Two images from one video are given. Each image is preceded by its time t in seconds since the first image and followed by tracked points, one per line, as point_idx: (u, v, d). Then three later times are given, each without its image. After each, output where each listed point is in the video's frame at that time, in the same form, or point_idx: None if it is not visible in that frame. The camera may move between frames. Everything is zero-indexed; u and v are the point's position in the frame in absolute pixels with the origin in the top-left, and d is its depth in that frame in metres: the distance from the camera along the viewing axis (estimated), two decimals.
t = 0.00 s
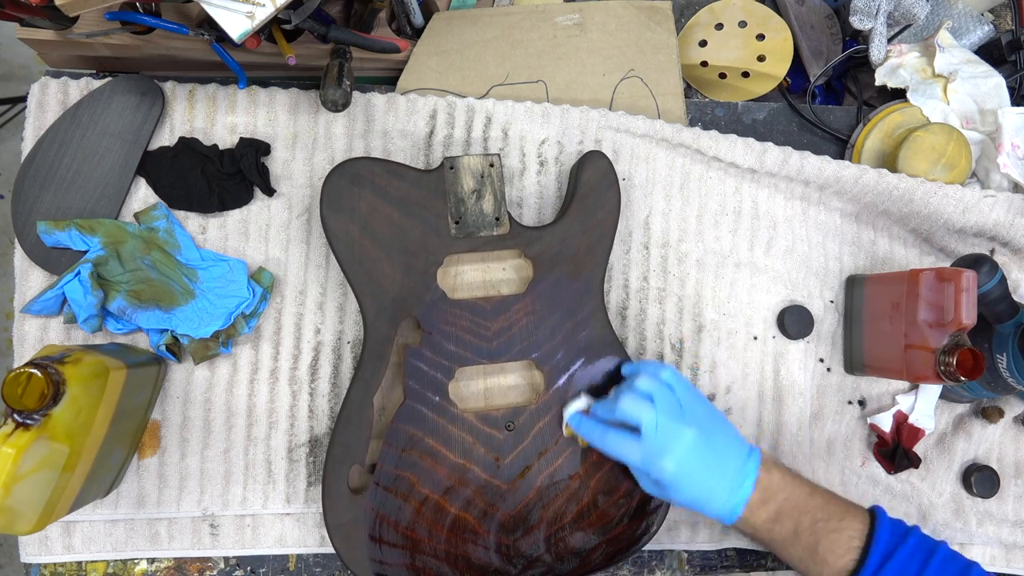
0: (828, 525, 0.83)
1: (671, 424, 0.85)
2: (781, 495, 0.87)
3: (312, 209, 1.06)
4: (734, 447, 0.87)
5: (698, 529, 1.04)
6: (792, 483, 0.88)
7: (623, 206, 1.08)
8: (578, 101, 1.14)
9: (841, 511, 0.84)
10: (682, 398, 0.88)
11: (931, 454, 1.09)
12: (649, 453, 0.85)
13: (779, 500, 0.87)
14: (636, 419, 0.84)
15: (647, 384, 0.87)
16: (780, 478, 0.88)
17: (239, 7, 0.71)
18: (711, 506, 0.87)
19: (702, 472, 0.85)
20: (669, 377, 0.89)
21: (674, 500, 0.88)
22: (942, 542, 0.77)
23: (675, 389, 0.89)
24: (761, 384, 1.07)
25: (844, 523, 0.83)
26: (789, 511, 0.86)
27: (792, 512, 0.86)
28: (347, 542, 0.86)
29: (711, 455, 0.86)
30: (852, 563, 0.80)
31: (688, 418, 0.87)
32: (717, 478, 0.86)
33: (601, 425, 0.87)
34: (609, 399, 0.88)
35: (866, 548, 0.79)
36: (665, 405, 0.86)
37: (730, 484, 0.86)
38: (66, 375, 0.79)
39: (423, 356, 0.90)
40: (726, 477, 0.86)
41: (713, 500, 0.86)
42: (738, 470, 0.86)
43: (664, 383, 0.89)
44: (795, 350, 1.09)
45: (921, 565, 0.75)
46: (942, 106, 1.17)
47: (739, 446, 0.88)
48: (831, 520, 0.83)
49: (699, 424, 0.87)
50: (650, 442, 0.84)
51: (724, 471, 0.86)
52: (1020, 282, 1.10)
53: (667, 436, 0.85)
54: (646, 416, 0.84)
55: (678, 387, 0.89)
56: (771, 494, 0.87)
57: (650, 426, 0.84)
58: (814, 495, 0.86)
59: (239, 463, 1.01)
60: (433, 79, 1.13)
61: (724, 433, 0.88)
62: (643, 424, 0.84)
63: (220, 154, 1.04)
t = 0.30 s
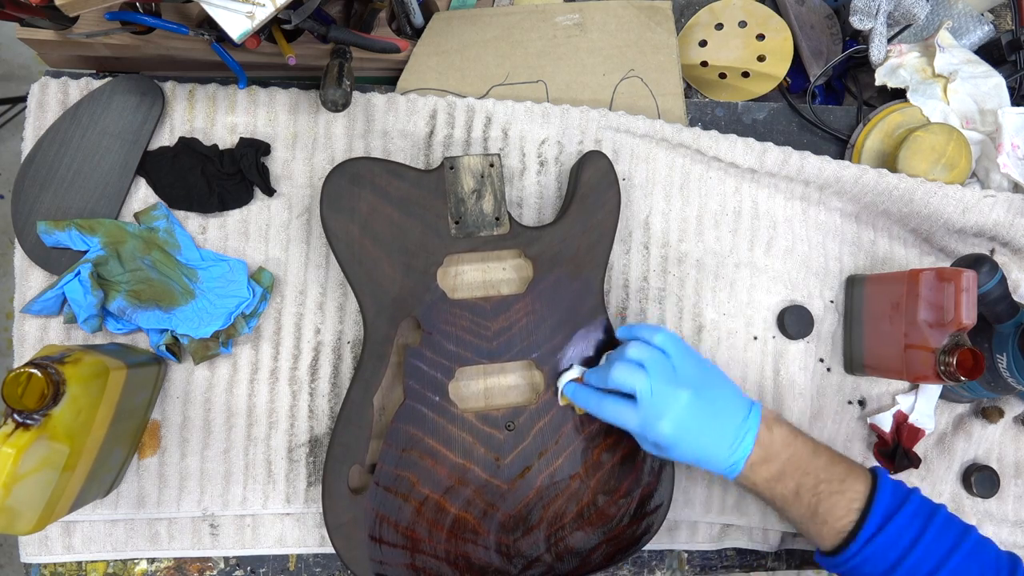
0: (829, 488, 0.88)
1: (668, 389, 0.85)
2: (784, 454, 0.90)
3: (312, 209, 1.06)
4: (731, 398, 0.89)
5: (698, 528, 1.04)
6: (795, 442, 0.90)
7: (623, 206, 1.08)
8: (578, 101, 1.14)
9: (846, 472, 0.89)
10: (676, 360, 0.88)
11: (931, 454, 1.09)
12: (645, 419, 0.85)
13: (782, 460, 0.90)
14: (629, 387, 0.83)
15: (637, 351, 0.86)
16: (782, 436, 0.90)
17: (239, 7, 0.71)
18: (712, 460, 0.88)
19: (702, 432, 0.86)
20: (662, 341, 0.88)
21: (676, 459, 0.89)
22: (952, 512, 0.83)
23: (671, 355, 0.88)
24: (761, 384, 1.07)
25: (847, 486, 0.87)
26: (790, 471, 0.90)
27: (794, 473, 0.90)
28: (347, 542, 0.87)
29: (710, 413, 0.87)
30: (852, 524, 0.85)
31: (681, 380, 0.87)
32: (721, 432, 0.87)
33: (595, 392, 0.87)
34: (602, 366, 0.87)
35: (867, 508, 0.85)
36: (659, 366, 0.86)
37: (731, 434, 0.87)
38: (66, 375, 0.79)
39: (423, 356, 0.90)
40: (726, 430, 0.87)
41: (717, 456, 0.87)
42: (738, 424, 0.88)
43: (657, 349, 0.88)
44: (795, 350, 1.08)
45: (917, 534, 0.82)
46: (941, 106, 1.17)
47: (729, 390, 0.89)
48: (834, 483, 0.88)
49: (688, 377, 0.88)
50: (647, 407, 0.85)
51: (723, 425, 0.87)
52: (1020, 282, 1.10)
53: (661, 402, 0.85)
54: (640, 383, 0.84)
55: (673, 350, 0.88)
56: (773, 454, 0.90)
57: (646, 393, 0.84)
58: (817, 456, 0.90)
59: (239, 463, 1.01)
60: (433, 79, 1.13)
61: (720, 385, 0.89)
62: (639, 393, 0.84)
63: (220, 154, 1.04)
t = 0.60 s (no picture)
0: (821, 467, 0.87)
1: (659, 358, 0.85)
2: (774, 430, 0.89)
3: (312, 209, 1.06)
4: (723, 386, 0.88)
5: (698, 529, 1.04)
6: (786, 419, 0.89)
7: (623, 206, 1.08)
8: (578, 101, 1.14)
9: (837, 451, 0.88)
10: (669, 335, 0.88)
11: (932, 454, 1.09)
12: (635, 388, 0.85)
13: (773, 436, 0.89)
14: (619, 356, 0.84)
15: (629, 324, 0.87)
16: (773, 412, 0.89)
17: (239, 7, 0.71)
18: (701, 433, 0.87)
19: (691, 399, 0.86)
20: (657, 315, 0.89)
21: (662, 431, 0.88)
22: (945, 492, 0.83)
23: (663, 328, 0.88)
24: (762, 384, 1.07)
25: (839, 464, 0.86)
26: (781, 448, 0.89)
27: (785, 450, 0.89)
28: (347, 541, 0.87)
29: (701, 383, 0.87)
30: (842, 504, 0.85)
31: (672, 353, 0.87)
32: (706, 411, 0.86)
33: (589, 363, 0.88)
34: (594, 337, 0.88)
35: (859, 487, 0.84)
36: (649, 341, 0.86)
37: (719, 413, 0.87)
38: (66, 375, 0.79)
39: (423, 356, 0.90)
40: (714, 408, 0.87)
41: (704, 430, 0.87)
42: (726, 403, 0.87)
43: (651, 322, 0.89)
44: (795, 350, 1.08)
45: (912, 509, 0.81)
46: (941, 106, 1.17)
47: (730, 378, 0.89)
48: (825, 461, 0.87)
49: (680, 353, 0.87)
50: (637, 379, 0.85)
51: (715, 396, 0.87)
52: (1020, 282, 1.10)
53: (652, 369, 0.85)
54: (630, 353, 0.84)
55: (666, 323, 0.89)
56: (764, 429, 0.89)
57: (634, 365, 0.84)
58: (810, 434, 0.89)
59: (239, 462, 1.01)
60: (433, 79, 1.13)
61: (716, 364, 0.89)
62: (627, 361, 0.84)
63: (220, 154, 1.04)
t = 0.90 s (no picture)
0: (798, 436, 0.85)
1: (656, 304, 0.86)
2: (754, 399, 0.88)
3: (312, 209, 1.06)
4: (709, 349, 0.88)
5: (698, 529, 1.04)
6: (767, 391, 0.89)
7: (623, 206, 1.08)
8: (578, 101, 1.14)
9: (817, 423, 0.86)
10: (670, 287, 0.89)
11: (932, 454, 1.08)
12: (626, 327, 0.86)
13: (752, 403, 0.88)
14: (617, 295, 0.86)
15: (634, 268, 0.88)
16: (755, 382, 0.89)
17: (239, 7, 0.71)
18: (679, 394, 0.87)
19: (680, 352, 0.86)
20: (663, 266, 0.90)
21: (641, 380, 0.88)
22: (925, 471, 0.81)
23: (666, 279, 0.90)
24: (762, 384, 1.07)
25: (817, 436, 0.85)
26: (760, 416, 0.88)
27: (764, 418, 0.88)
28: (347, 541, 0.87)
29: (690, 341, 0.87)
30: (818, 473, 0.82)
31: (672, 303, 0.88)
32: (692, 369, 0.86)
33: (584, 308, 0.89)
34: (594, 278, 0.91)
35: (836, 457, 0.82)
36: (653, 287, 0.88)
37: (699, 377, 0.86)
38: (66, 375, 0.79)
39: (423, 356, 0.90)
40: (696, 369, 0.86)
41: (684, 387, 0.86)
42: (713, 367, 0.87)
43: (656, 273, 0.90)
44: (795, 350, 1.08)
45: (890, 482, 0.79)
46: (941, 106, 1.17)
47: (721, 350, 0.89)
48: (803, 432, 0.85)
49: (678, 308, 0.88)
50: (632, 316, 0.86)
51: (702, 357, 0.87)
52: (1020, 282, 1.10)
53: (647, 313, 0.86)
54: (629, 293, 0.86)
55: (671, 276, 0.90)
56: (744, 397, 0.88)
57: (632, 303, 0.86)
58: (789, 405, 0.88)
59: (239, 463, 1.01)
60: (433, 79, 1.13)
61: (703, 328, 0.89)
62: (624, 301, 0.86)
63: (220, 154, 1.04)
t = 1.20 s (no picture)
0: (770, 426, 0.85)
1: (630, 293, 0.85)
2: (723, 391, 0.88)
3: (312, 209, 1.06)
4: (675, 339, 0.87)
5: (698, 529, 1.04)
6: (737, 382, 0.88)
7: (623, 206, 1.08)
8: (578, 101, 1.14)
9: (787, 412, 0.86)
10: (647, 275, 0.88)
11: (932, 454, 1.09)
12: (597, 315, 0.84)
13: (722, 396, 0.88)
14: (592, 280, 0.84)
15: (613, 255, 0.87)
16: (725, 375, 0.89)
17: (239, 7, 0.71)
18: (646, 388, 0.85)
19: (650, 342, 0.85)
20: (642, 255, 0.88)
21: (610, 371, 0.87)
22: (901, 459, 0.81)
23: (646, 270, 0.88)
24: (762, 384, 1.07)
25: (788, 425, 0.84)
26: (730, 408, 0.88)
27: (732, 409, 0.88)
28: (347, 541, 0.87)
29: (659, 332, 0.86)
30: (790, 462, 0.82)
31: (648, 292, 0.87)
32: (660, 359, 0.85)
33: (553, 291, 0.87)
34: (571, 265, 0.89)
35: (807, 447, 0.82)
36: (631, 276, 0.86)
37: (665, 370, 0.85)
38: (66, 375, 0.79)
39: (423, 356, 0.90)
40: (662, 361, 0.85)
41: (653, 379, 0.85)
42: (683, 359, 0.86)
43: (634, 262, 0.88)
44: (795, 350, 1.08)
45: (860, 472, 0.79)
46: (941, 106, 1.17)
47: (687, 333, 0.88)
48: (773, 421, 0.85)
49: (649, 296, 0.87)
50: (603, 304, 0.84)
51: (666, 349, 0.86)
52: (1020, 282, 1.10)
53: (619, 302, 0.85)
54: (604, 280, 0.84)
55: (650, 267, 0.89)
56: (714, 389, 0.88)
57: (605, 289, 0.84)
58: (759, 397, 0.88)
59: (239, 462, 1.01)
60: (433, 79, 1.13)
61: (669, 319, 0.88)
62: (599, 286, 0.84)
63: (220, 154, 1.04)
